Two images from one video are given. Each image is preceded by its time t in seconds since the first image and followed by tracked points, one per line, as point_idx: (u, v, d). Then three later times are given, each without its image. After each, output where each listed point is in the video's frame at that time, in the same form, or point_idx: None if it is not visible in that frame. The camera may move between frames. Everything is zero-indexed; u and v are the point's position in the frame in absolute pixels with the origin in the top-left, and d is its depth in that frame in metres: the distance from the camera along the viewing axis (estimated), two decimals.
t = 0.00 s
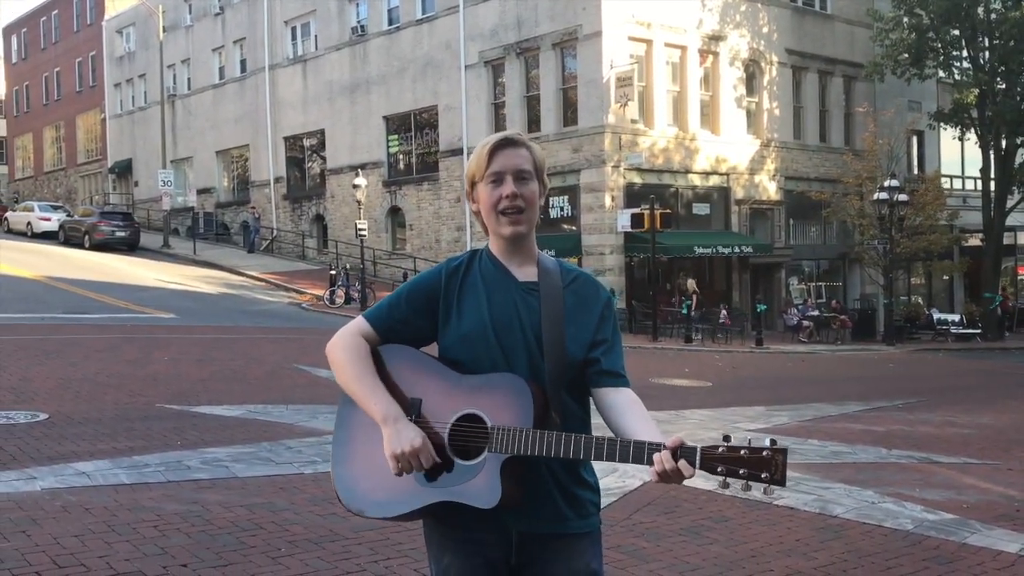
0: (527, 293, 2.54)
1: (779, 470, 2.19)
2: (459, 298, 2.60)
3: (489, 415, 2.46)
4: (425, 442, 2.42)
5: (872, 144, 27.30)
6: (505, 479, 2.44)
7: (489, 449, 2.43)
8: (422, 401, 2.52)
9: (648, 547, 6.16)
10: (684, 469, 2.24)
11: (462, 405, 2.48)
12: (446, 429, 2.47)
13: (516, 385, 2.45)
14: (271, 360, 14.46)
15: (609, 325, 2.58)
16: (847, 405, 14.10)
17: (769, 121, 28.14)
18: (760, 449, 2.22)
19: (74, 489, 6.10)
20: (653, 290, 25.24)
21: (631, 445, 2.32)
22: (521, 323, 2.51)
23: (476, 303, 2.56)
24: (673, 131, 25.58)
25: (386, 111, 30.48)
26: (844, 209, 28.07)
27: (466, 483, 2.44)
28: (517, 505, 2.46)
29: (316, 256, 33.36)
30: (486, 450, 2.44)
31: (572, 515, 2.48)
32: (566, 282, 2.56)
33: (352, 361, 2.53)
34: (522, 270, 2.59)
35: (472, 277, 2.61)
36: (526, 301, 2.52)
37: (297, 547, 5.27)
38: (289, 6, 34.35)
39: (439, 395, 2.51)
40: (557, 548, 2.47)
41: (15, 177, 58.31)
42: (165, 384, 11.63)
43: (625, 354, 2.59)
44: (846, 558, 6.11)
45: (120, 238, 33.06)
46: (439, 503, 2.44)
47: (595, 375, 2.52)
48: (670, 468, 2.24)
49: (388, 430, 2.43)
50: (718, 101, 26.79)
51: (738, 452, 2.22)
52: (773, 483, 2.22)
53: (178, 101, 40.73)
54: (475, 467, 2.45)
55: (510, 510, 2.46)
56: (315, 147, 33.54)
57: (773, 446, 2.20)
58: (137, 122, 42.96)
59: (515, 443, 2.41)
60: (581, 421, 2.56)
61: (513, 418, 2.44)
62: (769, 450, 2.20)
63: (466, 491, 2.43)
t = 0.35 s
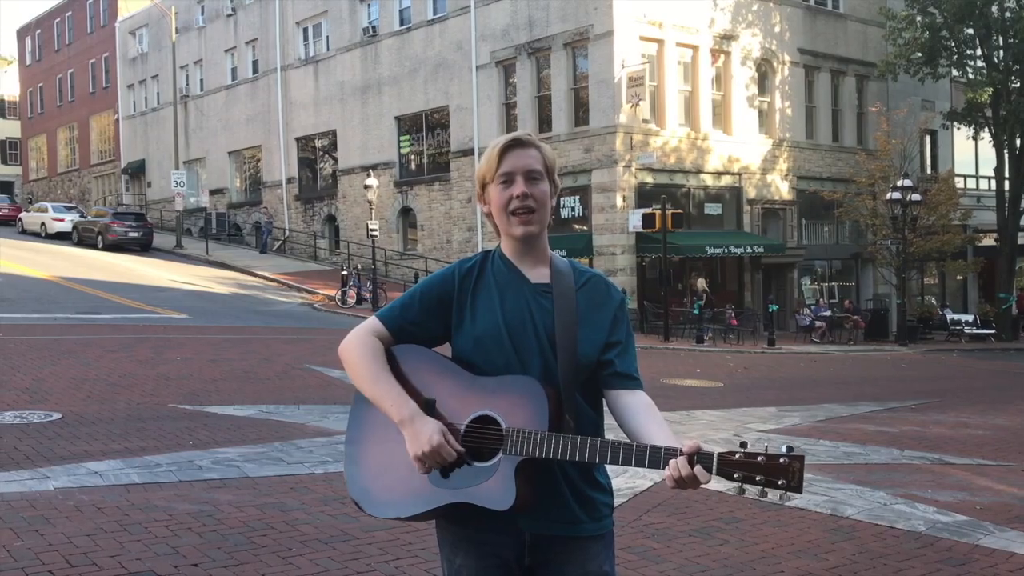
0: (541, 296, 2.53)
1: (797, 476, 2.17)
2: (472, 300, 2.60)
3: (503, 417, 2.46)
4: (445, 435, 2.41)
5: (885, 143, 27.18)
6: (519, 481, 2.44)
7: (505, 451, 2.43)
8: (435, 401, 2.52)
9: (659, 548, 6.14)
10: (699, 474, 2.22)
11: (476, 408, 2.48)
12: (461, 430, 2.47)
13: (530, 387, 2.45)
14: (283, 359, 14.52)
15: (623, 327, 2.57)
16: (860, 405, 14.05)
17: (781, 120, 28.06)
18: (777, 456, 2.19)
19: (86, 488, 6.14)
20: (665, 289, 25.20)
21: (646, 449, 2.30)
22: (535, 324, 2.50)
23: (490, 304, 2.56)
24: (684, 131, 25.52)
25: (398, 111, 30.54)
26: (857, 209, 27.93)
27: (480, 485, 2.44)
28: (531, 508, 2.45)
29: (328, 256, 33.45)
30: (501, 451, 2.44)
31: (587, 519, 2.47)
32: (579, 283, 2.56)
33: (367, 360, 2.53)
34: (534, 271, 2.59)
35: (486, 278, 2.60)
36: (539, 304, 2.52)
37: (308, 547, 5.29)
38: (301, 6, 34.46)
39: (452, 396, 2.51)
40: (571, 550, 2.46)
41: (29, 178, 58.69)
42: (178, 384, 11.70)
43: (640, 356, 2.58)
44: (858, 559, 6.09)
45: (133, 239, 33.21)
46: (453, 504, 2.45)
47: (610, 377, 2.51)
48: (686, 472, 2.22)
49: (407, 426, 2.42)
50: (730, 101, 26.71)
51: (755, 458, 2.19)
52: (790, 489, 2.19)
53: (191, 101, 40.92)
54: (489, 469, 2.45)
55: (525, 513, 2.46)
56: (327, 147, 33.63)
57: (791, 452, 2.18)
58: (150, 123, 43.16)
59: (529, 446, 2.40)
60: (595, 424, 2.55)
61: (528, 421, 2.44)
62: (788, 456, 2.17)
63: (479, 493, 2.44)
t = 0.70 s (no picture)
0: (549, 295, 2.52)
1: (804, 479, 2.16)
2: (480, 298, 2.59)
3: (510, 415, 2.45)
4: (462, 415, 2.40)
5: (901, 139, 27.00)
6: (525, 481, 2.43)
7: (510, 451, 2.42)
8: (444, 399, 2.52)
9: (668, 546, 6.13)
10: (706, 475, 2.21)
11: (483, 406, 2.48)
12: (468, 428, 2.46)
13: (537, 386, 2.43)
14: (296, 358, 14.56)
15: (632, 328, 2.55)
16: (874, 404, 13.98)
17: (796, 117, 27.92)
18: (785, 457, 2.18)
19: (98, 486, 6.17)
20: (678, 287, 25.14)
21: (652, 450, 2.29)
22: (543, 324, 2.49)
23: (498, 302, 2.55)
24: (698, 128, 25.44)
25: (411, 109, 30.57)
26: (873, 205, 27.77)
27: (486, 484, 2.43)
28: (536, 509, 2.44)
29: (341, 254, 33.54)
30: (507, 451, 2.44)
31: (593, 520, 2.46)
32: (588, 282, 2.54)
33: (375, 357, 2.53)
34: (544, 270, 2.57)
35: (495, 277, 2.59)
36: (547, 303, 2.51)
37: (317, 545, 5.30)
38: (315, 5, 34.55)
39: (461, 392, 2.51)
40: (577, 550, 2.44)
41: (46, 177, 59.13)
42: (191, 382, 11.75)
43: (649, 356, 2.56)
44: (868, 558, 6.06)
45: (148, 237, 33.41)
46: (460, 502, 2.43)
47: (618, 377, 2.49)
48: (692, 474, 2.21)
49: (421, 414, 2.41)
50: (744, 97, 26.59)
51: (762, 459, 2.18)
52: (798, 491, 2.18)
53: (205, 100, 41.09)
54: (496, 468, 2.44)
55: (529, 513, 2.44)
56: (341, 146, 33.70)
57: (798, 453, 2.17)
58: (165, 122, 43.35)
59: (536, 445, 2.39)
60: (603, 424, 2.54)
61: (533, 420, 2.43)
62: (796, 458, 2.16)
63: (487, 492, 2.42)
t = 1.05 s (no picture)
0: (543, 294, 2.52)
1: (787, 484, 2.14)
2: (475, 295, 2.59)
3: (498, 414, 2.44)
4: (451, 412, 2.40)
5: (919, 136, 26.79)
6: (512, 480, 2.43)
7: (497, 450, 2.42)
8: (436, 393, 2.52)
9: (675, 546, 6.12)
10: (689, 479, 2.20)
11: (473, 404, 2.48)
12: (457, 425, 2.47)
13: (525, 386, 2.43)
14: (309, 354, 14.61)
15: (626, 329, 2.54)
16: (888, 403, 13.89)
17: (813, 114, 27.76)
18: (769, 463, 2.16)
19: (108, 482, 6.23)
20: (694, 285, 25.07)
21: (638, 453, 2.28)
22: (535, 323, 2.49)
23: (491, 301, 2.55)
24: (715, 125, 25.33)
25: (427, 106, 30.61)
26: (890, 203, 27.60)
27: (472, 483, 2.44)
28: (524, 508, 2.44)
29: (357, 251, 33.64)
30: (494, 450, 2.43)
31: (583, 521, 2.46)
32: (583, 283, 2.54)
33: (368, 350, 2.53)
34: (538, 269, 2.57)
35: (489, 275, 2.59)
36: (540, 302, 2.51)
37: (323, 542, 5.33)
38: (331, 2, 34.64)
39: (451, 388, 2.51)
40: (566, 550, 2.44)
41: (65, 173, 59.60)
42: (204, 377, 11.83)
43: (642, 358, 2.56)
44: (877, 559, 6.03)
45: (165, 234, 33.64)
46: (448, 499, 2.44)
47: (610, 378, 2.49)
48: (675, 477, 2.20)
49: (411, 410, 2.41)
50: (760, 94, 26.45)
51: (746, 464, 2.17)
52: (781, 498, 2.17)
53: (223, 97, 41.28)
54: (481, 467, 2.44)
55: (517, 513, 2.44)
56: (358, 143, 33.76)
57: (783, 459, 2.15)
58: (183, 118, 43.58)
59: (521, 446, 2.38)
60: (595, 425, 2.54)
61: (521, 420, 2.43)
62: (780, 464, 2.14)
63: (473, 492, 2.43)
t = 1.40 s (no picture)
0: (531, 291, 2.53)
1: (768, 482, 2.12)
2: (463, 292, 2.60)
3: (482, 413, 2.46)
4: (414, 438, 2.42)
5: (941, 136, 26.54)
6: (497, 478, 2.44)
7: (482, 448, 2.43)
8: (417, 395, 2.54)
9: (680, 545, 6.11)
10: (669, 477, 2.20)
11: (456, 405, 2.49)
12: (440, 426, 2.48)
13: (510, 384, 2.44)
14: (323, 349, 14.67)
15: (615, 327, 2.55)
16: (903, 405, 13.79)
17: (833, 113, 27.57)
18: (750, 460, 2.15)
19: (118, 473, 6.29)
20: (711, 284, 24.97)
21: (620, 450, 2.28)
22: (521, 322, 2.50)
23: (480, 298, 2.56)
24: (734, 123, 25.21)
25: (446, 103, 30.66)
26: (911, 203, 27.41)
27: (456, 481, 2.45)
28: (508, 505, 2.45)
29: (375, 247, 33.74)
30: (478, 447, 2.44)
31: (569, 518, 2.47)
32: (572, 281, 2.55)
33: (351, 354, 2.55)
34: (527, 266, 2.58)
35: (478, 273, 2.60)
36: (528, 299, 2.52)
37: (328, 536, 5.36)
38: None
39: (433, 390, 2.53)
40: (555, 548, 2.45)
41: (87, 167, 60.11)
42: (218, 371, 11.91)
43: (631, 357, 2.56)
44: (884, 563, 5.99)
45: (185, 228, 33.89)
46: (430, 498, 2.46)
47: (598, 376, 2.48)
48: (653, 475, 2.20)
49: (380, 427, 2.45)
50: (780, 93, 26.31)
51: (726, 461, 2.16)
52: (763, 496, 2.15)
53: (243, 93, 41.50)
54: (464, 466, 2.46)
55: (502, 510, 2.45)
56: (378, 139, 33.84)
57: (764, 456, 2.13)
58: (204, 113, 43.83)
59: (506, 443, 2.40)
60: (580, 424, 2.54)
61: (505, 417, 2.44)
62: (761, 461, 2.12)
63: (455, 490, 2.44)
